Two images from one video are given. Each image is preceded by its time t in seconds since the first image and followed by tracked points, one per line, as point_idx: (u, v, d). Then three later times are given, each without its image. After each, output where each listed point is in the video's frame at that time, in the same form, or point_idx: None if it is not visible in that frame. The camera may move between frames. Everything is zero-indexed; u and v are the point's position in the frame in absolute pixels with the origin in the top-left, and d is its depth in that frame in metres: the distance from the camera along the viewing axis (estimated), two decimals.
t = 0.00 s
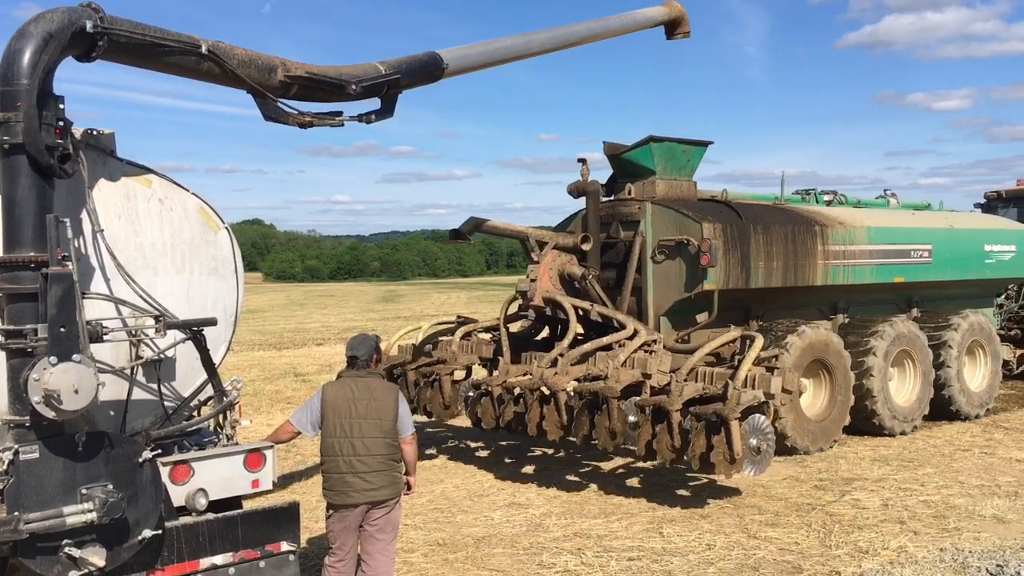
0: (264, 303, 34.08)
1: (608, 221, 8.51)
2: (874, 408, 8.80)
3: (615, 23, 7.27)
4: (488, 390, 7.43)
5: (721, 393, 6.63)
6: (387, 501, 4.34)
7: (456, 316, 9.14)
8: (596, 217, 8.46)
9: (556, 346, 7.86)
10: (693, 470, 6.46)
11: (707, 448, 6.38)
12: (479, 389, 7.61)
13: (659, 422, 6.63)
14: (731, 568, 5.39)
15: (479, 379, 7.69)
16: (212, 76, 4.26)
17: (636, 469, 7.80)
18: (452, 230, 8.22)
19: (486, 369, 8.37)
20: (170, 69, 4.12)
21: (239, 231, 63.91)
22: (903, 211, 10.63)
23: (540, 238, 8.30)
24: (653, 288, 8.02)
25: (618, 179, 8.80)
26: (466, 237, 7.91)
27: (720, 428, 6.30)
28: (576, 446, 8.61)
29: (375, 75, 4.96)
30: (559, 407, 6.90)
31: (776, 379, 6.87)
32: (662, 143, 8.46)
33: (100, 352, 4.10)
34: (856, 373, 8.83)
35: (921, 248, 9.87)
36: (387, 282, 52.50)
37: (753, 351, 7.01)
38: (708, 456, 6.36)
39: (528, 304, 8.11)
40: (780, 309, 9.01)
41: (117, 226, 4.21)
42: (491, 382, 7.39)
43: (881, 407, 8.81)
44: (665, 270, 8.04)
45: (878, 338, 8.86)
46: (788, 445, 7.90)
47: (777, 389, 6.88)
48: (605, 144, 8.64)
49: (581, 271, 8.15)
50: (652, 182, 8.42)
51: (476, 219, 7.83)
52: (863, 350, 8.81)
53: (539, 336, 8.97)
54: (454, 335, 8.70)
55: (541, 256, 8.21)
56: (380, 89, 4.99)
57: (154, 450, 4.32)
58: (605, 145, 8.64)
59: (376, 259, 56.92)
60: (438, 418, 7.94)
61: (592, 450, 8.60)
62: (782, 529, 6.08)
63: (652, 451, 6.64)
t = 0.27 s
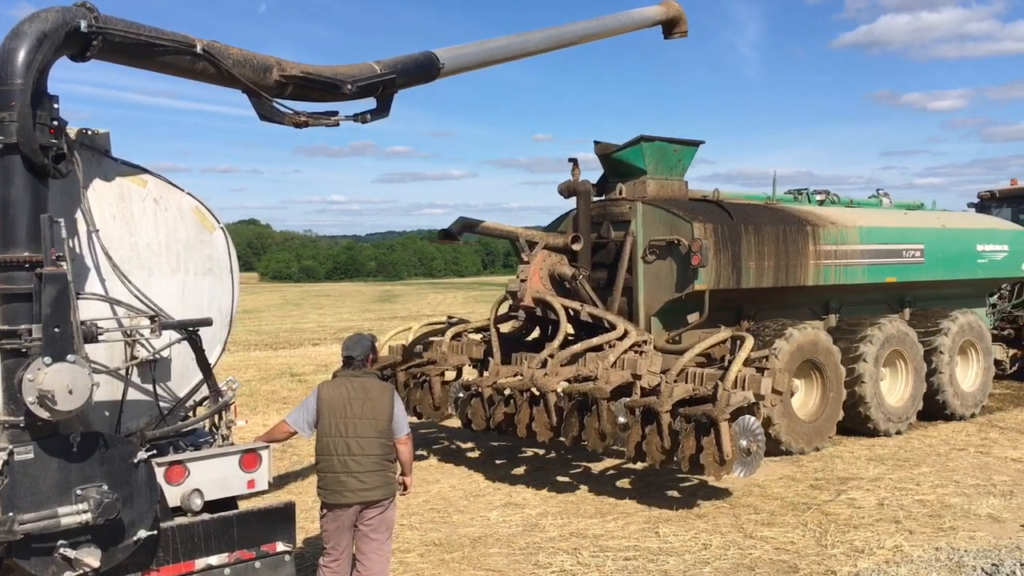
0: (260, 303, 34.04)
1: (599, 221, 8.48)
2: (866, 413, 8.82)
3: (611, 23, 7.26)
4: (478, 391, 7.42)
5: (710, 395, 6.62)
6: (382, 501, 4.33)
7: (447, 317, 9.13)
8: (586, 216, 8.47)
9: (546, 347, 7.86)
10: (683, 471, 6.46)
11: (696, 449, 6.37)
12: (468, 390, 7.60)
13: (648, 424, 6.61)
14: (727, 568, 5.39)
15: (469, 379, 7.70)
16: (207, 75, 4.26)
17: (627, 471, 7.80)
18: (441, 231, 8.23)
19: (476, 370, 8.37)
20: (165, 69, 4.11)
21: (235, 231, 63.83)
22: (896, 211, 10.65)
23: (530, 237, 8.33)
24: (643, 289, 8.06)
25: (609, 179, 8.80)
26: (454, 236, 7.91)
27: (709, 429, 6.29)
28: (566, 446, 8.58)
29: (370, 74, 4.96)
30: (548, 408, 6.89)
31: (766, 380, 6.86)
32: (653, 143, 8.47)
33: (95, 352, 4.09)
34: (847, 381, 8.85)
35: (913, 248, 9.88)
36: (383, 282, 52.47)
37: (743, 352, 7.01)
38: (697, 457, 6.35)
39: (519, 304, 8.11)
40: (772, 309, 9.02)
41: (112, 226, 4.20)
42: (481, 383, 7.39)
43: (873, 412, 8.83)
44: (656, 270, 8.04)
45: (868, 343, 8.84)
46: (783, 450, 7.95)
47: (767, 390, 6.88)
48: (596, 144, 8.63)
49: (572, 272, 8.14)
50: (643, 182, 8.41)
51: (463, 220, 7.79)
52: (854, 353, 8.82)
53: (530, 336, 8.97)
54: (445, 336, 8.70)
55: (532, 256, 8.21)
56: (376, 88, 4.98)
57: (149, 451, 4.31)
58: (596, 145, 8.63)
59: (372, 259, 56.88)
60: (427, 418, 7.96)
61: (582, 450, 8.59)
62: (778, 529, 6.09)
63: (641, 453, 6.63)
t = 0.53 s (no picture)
0: (256, 303, 33.99)
1: (591, 220, 8.49)
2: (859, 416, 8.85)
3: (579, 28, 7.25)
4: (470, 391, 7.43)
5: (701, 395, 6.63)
6: (377, 501, 4.33)
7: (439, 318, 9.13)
8: (578, 216, 8.47)
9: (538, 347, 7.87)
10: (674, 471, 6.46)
11: (687, 449, 6.37)
12: (460, 390, 7.61)
13: (639, 424, 6.62)
14: (723, 567, 5.40)
15: (461, 379, 7.70)
16: (197, 76, 4.25)
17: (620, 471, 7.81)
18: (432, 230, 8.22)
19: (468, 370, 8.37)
20: (157, 70, 4.10)
21: (231, 231, 63.75)
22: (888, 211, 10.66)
23: (522, 237, 8.28)
24: (636, 289, 8.06)
25: (601, 178, 8.80)
26: (446, 236, 7.90)
27: (700, 429, 6.30)
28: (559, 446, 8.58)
29: (353, 76, 4.94)
30: (539, 408, 6.90)
31: (757, 379, 6.88)
32: (645, 143, 8.47)
33: (90, 352, 4.07)
34: (840, 386, 8.86)
35: (906, 248, 9.90)
36: (379, 282, 52.43)
37: (735, 352, 7.02)
38: (688, 458, 6.36)
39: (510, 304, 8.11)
40: (764, 309, 9.03)
41: (107, 225, 4.19)
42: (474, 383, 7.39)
43: (865, 416, 8.86)
44: (648, 270, 8.05)
45: (859, 347, 8.84)
46: (777, 451, 7.97)
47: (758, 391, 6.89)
48: (589, 144, 8.63)
49: (563, 272, 8.15)
50: (636, 182, 8.41)
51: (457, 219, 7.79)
52: (845, 357, 8.82)
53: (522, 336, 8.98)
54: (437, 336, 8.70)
55: (523, 255, 8.21)
56: (358, 90, 4.97)
57: (144, 451, 4.30)
58: (588, 144, 8.63)
59: (368, 259, 56.83)
60: (418, 418, 7.96)
61: (575, 451, 8.59)
62: (774, 529, 6.09)
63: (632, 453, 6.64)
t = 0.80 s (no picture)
0: (253, 303, 33.96)
1: (588, 220, 8.49)
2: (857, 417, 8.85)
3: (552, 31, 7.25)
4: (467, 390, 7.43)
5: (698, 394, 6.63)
6: (375, 500, 4.33)
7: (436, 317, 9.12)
8: (575, 216, 8.46)
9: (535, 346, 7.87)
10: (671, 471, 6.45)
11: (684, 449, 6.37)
12: (457, 390, 7.61)
13: (636, 423, 6.62)
14: (721, 567, 5.40)
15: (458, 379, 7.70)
16: (189, 77, 4.24)
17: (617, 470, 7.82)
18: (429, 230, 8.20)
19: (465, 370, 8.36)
20: (150, 70, 4.10)
21: (228, 231, 63.70)
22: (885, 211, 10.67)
23: (518, 237, 8.27)
24: (633, 289, 8.07)
25: (598, 178, 8.79)
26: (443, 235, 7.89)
27: (697, 429, 6.30)
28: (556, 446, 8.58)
29: (339, 77, 4.94)
30: (536, 407, 6.90)
31: (753, 379, 6.88)
32: (642, 142, 8.48)
33: (86, 353, 4.07)
34: (837, 387, 8.86)
35: (902, 248, 9.91)
36: (377, 282, 52.40)
37: (732, 351, 7.02)
38: (684, 457, 6.36)
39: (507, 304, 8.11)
40: (761, 309, 9.04)
41: (104, 225, 4.18)
42: (471, 382, 7.39)
43: (863, 416, 8.86)
44: (645, 270, 8.05)
45: (856, 347, 8.85)
46: (775, 451, 7.97)
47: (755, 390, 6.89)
48: (585, 143, 8.63)
49: (561, 271, 8.16)
50: (633, 181, 8.42)
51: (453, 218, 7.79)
52: (842, 357, 8.83)
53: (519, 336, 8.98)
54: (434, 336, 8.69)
55: (520, 255, 8.21)
56: (343, 91, 4.96)
57: (141, 451, 4.30)
58: (585, 144, 8.63)
59: (366, 259, 56.80)
60: (415, 418, 7.95)
61: (572, 451, 8.59)
62: (771, 528, 6.10)
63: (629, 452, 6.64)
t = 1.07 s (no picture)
0: (253, 302, 33.96)
1: (589, 219, 8.48)
2: (859, 414, 8.85)
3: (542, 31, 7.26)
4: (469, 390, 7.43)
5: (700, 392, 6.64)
6: (375, 499, 4.33)
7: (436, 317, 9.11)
8: (576, 214, 8.46)
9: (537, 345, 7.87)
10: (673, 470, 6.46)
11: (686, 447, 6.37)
12: (459, 389, 7.61)
13: (638, 422, 6.62)
14: (720, 565, 5.40)
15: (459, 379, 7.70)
16: (185, 76, 4.23)
17: (617, 469, 7.82)
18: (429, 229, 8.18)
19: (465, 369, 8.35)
20: (148, 70, 4.09)
21: (228, 229, 63.69)
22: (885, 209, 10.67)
23: (519, 237, 8.26)
24: (634, 287, 8.07)
25: (599, 177, 8.79)
26: (445, 235, 7.89)
27: (699, 427, 6.31)
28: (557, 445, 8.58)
29: (334, 76, 4.93)
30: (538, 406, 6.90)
31: (755, 378, 6.87)
32: (643, 142, 8.48)
33: (85, 352, 4.07)
34: (838, 383, 8.86)
35: (902, 246, 9.91)
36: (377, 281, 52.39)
37: (734, 349, 7.03)
38: (686, 456, 6.37)
39: (508, 303, 8.10)
40: (762, 307, 9.04)
41: (103, 224, 4.18)
42: (472, 381, 7.39)
43: (864, 413, 8.86)
44: (646, 269, 8.05)
45: (857, 344, 8.86)
46: (775, 448, 7.97)
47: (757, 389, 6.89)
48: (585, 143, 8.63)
49: (561, 271, 8.17)
50: (633, 180, 8.41)
51: (454, 218, 7.78)
52: (844, 355, 8.83)
53: (519, 335, 8.98)
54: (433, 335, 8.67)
55: (521, 254, 8.19)
56: (338, 90, 4.96)
57: (141, 450, 4.31)
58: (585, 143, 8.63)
59: (366, 258, 56.79)
60: (416, 417, 7.94)
61: (573, 450, 8.59)
62: (771, 527, 6.10)
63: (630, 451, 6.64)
